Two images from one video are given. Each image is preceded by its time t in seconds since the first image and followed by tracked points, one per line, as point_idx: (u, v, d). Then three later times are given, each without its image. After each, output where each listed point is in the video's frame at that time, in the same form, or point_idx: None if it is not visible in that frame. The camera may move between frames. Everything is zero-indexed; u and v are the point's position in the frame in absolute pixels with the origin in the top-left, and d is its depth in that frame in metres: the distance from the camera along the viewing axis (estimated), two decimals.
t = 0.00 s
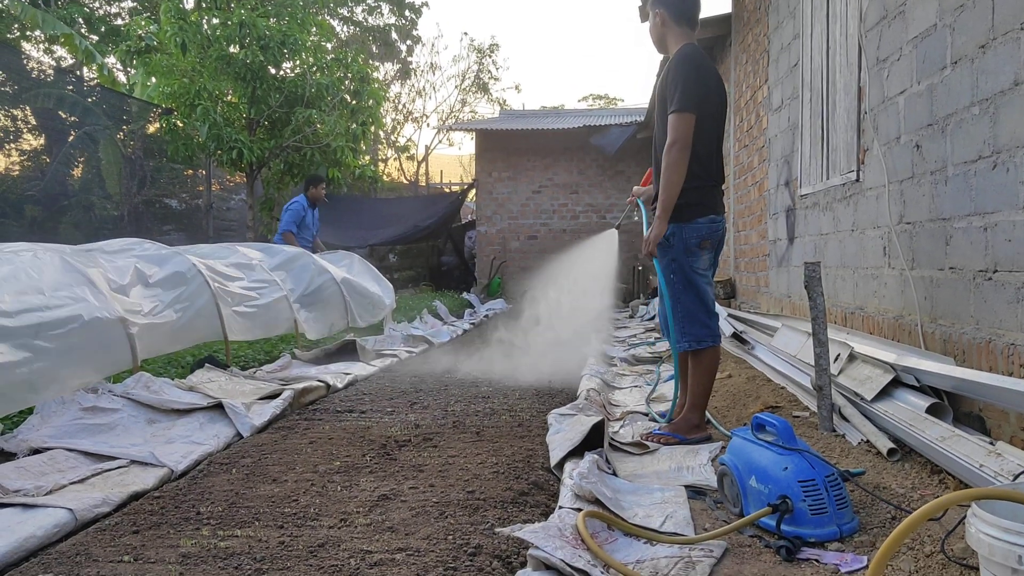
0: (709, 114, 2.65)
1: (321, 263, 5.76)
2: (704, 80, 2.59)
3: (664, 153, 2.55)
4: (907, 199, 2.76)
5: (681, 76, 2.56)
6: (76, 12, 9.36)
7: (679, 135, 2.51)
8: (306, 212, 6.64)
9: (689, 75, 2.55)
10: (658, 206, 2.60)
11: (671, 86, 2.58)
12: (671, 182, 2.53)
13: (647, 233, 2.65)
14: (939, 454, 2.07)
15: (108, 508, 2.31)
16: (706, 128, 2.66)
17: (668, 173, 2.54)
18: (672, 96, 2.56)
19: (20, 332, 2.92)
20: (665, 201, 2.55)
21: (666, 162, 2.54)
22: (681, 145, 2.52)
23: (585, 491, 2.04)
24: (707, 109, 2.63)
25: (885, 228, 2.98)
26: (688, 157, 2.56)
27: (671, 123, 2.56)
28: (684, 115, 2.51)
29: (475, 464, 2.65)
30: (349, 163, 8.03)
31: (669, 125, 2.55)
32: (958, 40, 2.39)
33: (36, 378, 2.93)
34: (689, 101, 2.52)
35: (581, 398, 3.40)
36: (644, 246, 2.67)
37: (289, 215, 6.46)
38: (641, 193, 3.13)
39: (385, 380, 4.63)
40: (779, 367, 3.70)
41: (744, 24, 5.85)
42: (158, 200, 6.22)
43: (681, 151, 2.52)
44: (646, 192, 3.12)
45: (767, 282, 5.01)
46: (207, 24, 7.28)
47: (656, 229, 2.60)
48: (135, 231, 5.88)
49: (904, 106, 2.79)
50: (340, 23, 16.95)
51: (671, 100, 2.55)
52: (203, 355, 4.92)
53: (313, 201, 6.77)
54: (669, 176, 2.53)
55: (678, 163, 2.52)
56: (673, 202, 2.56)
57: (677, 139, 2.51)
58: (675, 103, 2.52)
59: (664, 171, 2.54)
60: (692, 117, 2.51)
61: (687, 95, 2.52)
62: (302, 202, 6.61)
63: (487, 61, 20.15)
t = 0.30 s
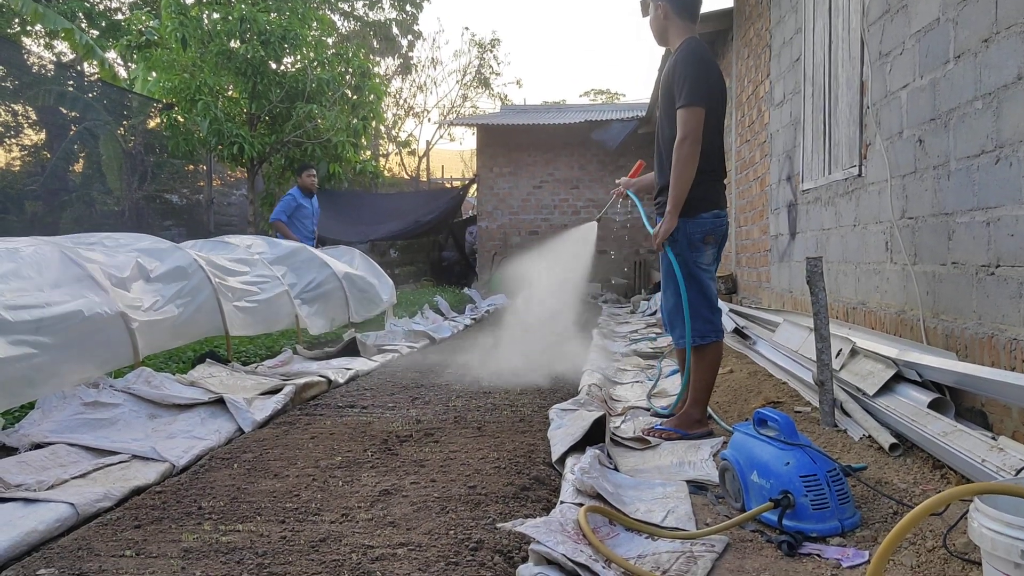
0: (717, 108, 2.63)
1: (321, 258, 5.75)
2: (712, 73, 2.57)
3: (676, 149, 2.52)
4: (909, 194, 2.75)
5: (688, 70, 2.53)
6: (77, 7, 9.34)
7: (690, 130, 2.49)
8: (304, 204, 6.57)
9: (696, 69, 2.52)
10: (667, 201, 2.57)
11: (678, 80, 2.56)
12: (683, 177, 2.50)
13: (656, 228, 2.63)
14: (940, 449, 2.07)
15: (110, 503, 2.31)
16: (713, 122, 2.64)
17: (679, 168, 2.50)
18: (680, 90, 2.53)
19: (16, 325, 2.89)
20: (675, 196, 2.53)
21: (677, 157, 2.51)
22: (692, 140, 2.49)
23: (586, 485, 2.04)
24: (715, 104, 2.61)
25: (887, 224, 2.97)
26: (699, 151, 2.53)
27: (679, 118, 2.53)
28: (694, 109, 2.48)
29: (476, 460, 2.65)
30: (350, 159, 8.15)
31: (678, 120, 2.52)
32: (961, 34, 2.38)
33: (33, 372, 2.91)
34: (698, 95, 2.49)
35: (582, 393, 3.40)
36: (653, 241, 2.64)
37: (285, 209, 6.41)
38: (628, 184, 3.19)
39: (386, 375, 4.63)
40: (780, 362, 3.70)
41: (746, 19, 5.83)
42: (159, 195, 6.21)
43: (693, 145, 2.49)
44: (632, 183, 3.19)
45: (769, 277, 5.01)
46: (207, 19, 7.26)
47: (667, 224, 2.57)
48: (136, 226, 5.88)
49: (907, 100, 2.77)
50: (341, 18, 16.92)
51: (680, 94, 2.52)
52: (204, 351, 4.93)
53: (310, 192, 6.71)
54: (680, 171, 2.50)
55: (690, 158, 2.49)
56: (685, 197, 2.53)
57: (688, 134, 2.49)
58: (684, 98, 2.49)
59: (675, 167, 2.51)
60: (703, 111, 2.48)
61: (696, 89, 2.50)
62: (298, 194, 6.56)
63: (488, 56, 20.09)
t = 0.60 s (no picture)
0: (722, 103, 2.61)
1: (323, 252, 5.75)
2: (717, 68, 2.56)
3: (681, 146, 2.51)
4: (912, 187, 2.74)
5: (693, 65, 2.52)
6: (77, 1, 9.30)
7: (696, 126, 2.47)
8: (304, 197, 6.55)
9: (701, 64, 2.51)
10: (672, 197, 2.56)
11: (683, 76, 2.54)
12: (688, 174, 2.49)
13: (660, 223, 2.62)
14: (943, 443, 2.07)
15: (112, 497, 2.32)
16: (718, 118, 2.64)
17: (684, 165, 2.49)
18: (685, 86, 2.51)
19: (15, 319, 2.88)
20: (680, 192, 2.52)
21: (683, 154, 2.49)
22: (698, 136, 2.48)
23: (588, 480, 2.04)
24: (720, 99, 2.59)
25: (890, 218, 2.96)
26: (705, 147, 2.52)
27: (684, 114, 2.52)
28: (699, 105, 2.47)
29: (478, 454, 2.65)
30: (351, 154, 8.19)
31: (683, 117, 2.51)
32: (964, 27, 2.36)
33: (34, 367, 2.90)
34: (703, 91, 2.48)
35: (585, 388, 3.40)
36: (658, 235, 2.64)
37: (285, 203, 6.42)
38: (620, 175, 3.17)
39: (388, 369, 4.63)
40: (782, 356, 3.69)
41: (748, 13, 5.80)
42: (160, 190, 6.19)
43: (698, 142, 2.48)
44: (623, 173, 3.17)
45: (771, 272, 5.00)
46: (208, 13, 7.24)
47: (672, 219, 2.56)
48: (137, 221, 5.87)
49: (910, 94, 2.76)
50: (341, 12, 16.87)
51: (684, 90, 2.51)
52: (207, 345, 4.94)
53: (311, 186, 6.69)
54: (686, 167, 2.49)
55: (695, 154, 2.48)
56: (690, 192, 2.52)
57: (694, 131, 2.48)
58: (689, 94, 2.48)
59: (680, 162, 2.50)
60: (707, 107, 2.47)
61: (701, 84, 2.48)
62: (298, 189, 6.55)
63: (489, 50, 20.03)
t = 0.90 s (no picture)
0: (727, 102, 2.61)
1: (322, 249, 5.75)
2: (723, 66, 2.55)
3: (688, 144, 2.49)
4: (911, 185, 2.74)
5: (701, 63, 2.51)
6: None
7: (704, 124, 2.46)
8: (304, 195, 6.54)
9: (707, 62, 2.50)
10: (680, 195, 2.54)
11: (690, 73, 2.53)
12: (695, 173, 2.47)
13: (667, 222, 2.57)
14: (941, 441, 2.07)
15: (112, 495, 2.32)
16: (723, 117, 2.63)
17: (691, 163, 2.47)
18: (691, 83, 2.51)
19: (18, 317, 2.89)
20: (687, 191, 2.50)
21: (690, 152, 2.48)
22: (705, 133, 2.46)
23: (588, 478, 2.05)
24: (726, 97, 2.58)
25: (889, 216, 2.96)
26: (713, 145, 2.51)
27: (690, 112, 2.51)
28: (706, 104, 2.46)
29: (478, 452, 2.66)
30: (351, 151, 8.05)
31: (690, 115, 2.50)
32: (964, 25, 2.36)
33: (33, 366, 2.90)
34: (709, 89, 2.48)
35: (584, 386, 3.40)
36: (664, 235, 2.58)
37: (283, 202, 6.46)
38: (595, 174, 3.17)
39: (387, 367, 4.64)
40: (781, 354, 3.69)
41: (748, 10, 5.79)
42: (160, 187, 6.18)
43: (705, 140, 2.46)
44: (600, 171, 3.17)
45: (770, 270, 5.00)
46: (208, 10, 7.23)
47: (681, 217, 2.53)
48: (137, 219, 5.86)
49: (909, 92, 2.76)
50: (341, 10, 16.85)
51: (691, 88, 2.50)
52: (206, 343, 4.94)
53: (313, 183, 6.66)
54: (693, 165, 2.47)
55: (703, 152, 2.46)
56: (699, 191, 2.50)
57: (702, 128, 2.46)
58: (696, 92, 2.47)
59: (689, 161, 2.48)
60: (715, 105, 2.47)
61: (708, 83, 2.48)
62: (297, 186, 6.53)
63: (489, 47, 20.00)
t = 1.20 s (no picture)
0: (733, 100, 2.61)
1: (321, 247, 5.75)
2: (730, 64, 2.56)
3: (703, 141, 2.47)
4: (910, 184, 2.75)
5: (711, 61, 2.51)
6: None
7: (718, 120, 2.45)
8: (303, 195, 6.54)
9: (716, 59, 2.50)
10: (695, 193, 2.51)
11: (699, 70, 2.52)
12: (709, 170, 2.46)
13: (686, 220, 2.53)
14: (940, 440, 2.07)
15: (112, 492, 2.32)
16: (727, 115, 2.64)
17: (705, 160, 2.46)
18: (701, 81, 2.50)
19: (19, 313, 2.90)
20: (702, 188, 2.48)
21: (704, 150, 2.46)
22: (719, 131, 2.45)
23: (586, 475, 2.05)
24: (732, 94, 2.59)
25: (888, 215, 2.97)
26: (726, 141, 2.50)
27: (701, 110, 2.50)
28: (719, 101, 2.46)
29: (477, 449, 2.66)
30: (351, 149, 8.14)
31: (702, 112, 2.49)
32: (963, 24, 2.36)
33: (31, 363, 2.91)
34: (720, 87, 2.48)
35: (583, 384, 3.41)
36: (683, 234, 2.54)
37: (279, 201, 6.52)
38: (583, 167, 3.15)
39: (386, 365, 4.64)
40: (780, 352, 3.70)
41: (747, 9, 5.79)
42: (159, 185, 6.17)
43: (719, 137, 2.45)
44: (588, 164, 3.14)
45: (769, 268, 5.00)
46: (207, 8, 7.23)
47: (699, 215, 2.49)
48: (136, 217, 5.85)
49: (908, 91, 2.76)
50: (340, 7, 16.84)
51: (701, 85, 2.49)
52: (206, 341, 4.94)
53: (314, 183, 6.63)
54: (709, 163, 2.46)
55: (717, 150, 2.45)
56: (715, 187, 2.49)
57: (717, 124, 2.45)
58: (707, 89, 2.47)
59: (704, 157, 2.46)
60: (727, 102, 2.47)
61: (719, 80, 2.47)
62: (296, 185, 6.54)
63: (488, 45, 19.98)
